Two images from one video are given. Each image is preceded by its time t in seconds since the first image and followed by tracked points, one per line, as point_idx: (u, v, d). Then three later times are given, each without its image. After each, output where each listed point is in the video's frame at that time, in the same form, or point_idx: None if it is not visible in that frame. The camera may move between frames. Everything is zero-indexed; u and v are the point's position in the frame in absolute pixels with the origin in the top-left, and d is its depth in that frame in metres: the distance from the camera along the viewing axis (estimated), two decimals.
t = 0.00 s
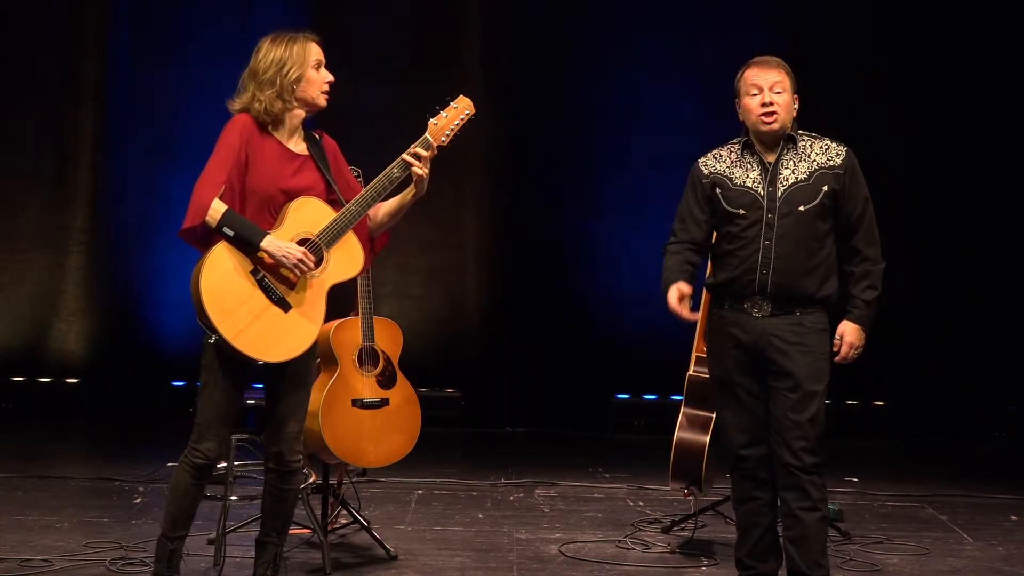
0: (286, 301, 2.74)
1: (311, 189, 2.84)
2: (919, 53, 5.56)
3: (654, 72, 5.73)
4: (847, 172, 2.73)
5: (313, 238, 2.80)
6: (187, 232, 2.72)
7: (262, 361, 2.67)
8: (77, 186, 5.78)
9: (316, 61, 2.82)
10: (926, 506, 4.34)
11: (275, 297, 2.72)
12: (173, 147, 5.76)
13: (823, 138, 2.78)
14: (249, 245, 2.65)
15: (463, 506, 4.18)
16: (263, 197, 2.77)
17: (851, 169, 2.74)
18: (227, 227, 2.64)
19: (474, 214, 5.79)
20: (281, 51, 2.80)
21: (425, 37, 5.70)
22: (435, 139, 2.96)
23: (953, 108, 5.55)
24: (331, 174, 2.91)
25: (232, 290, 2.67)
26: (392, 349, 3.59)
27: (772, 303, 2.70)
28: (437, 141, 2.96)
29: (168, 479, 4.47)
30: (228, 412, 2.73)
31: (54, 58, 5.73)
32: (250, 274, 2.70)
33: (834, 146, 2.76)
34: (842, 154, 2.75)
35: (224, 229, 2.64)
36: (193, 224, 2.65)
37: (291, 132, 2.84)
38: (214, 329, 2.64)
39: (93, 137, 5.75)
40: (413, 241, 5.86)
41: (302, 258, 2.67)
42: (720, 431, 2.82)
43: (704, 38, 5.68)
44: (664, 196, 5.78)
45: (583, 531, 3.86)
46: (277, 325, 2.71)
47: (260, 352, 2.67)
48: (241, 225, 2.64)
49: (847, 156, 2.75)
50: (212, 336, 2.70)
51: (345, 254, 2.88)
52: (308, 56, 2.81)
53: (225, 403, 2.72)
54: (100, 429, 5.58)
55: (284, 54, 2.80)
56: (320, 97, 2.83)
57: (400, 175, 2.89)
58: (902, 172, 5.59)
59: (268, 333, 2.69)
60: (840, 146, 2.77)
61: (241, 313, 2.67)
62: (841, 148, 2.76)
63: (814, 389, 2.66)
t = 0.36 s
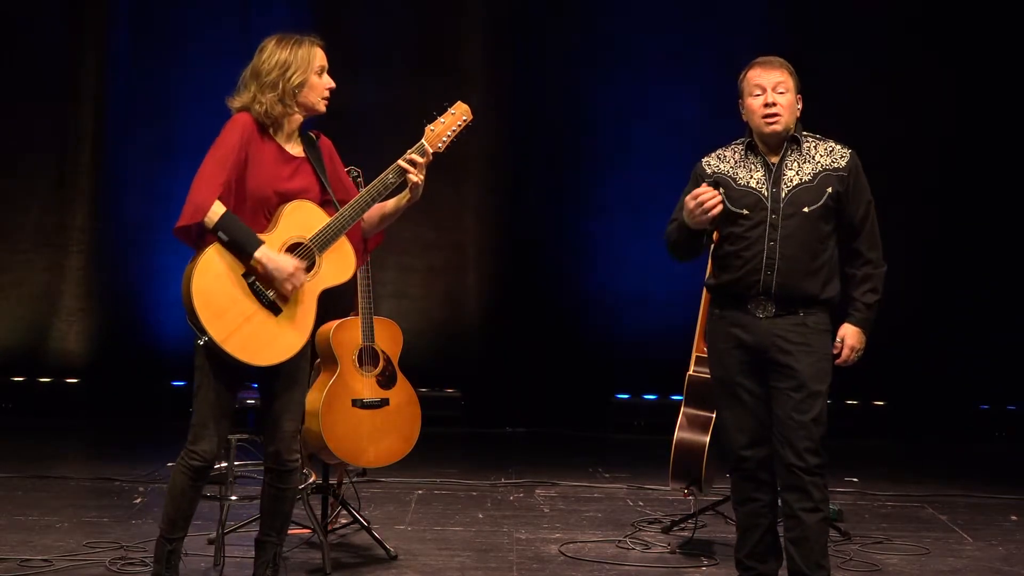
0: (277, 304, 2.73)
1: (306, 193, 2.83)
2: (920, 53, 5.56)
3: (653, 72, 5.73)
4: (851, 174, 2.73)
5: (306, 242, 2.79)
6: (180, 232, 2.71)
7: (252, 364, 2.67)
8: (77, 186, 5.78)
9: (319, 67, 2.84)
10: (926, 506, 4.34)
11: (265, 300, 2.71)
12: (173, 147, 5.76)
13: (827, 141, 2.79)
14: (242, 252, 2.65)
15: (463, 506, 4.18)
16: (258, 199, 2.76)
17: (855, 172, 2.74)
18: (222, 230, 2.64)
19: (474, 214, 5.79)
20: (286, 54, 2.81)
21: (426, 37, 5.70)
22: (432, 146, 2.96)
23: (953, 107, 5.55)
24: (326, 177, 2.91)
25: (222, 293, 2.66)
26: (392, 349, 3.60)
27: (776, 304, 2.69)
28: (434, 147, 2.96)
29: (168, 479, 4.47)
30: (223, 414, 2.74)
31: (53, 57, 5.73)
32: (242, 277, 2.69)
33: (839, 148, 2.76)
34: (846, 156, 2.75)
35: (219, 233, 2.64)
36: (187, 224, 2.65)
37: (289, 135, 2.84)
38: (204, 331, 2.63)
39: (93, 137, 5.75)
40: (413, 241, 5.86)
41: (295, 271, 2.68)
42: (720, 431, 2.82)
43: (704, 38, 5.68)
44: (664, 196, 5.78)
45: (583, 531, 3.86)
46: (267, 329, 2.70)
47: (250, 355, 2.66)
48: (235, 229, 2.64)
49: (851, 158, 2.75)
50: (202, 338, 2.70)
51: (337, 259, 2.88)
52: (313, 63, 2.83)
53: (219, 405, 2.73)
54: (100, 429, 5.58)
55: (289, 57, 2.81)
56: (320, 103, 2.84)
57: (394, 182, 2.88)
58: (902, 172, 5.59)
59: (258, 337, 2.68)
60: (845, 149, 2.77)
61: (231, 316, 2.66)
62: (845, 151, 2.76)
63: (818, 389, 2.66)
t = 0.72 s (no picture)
0: (266, 320, 2.74)
1: (302, 212, 2.85)
2: (920, 52, 5.56)
3: (653, 72, 5.72)
4: (854, 174, 2.72)
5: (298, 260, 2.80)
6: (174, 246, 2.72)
7: (238, 379, 2.68)
8: (76, 186, 5.78)
9: (335, 94, 2.82)
10: (926, 506, 4.35)
11: (254, 315, 2.72)
12: (172, 147, 5.76)
13: (830, 141, 2.77)
14: (240, 257, 2.68)
15: (462, 506, 4.18)
16: (253, 217, 2.77)
17: (858, 172, 2.73)
18: (218, 238, 2.66)
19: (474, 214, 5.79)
20: (307, 79, 2.78)
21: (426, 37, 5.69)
22: (430, 169, 2.97)
23: (953, 107, 5.55)
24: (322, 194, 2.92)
25: (212, 306, 2.67)
26: (392, 349, 3.59)
27: (778, 304, 2.70)
28: (431, 170, 2.98)
29: (169, 479, 4.47)
30: (238, 430, 2.75)
31: (53, 56, 5.73)
32: (231, 290, 2.71)
33: (842, 149, 2.75)
34: (849, 157, 2.73)
35: (214, 241, 2.66)
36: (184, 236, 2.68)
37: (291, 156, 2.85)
38: (191, 344, 2.65)
39: (93, 137, 5.75)
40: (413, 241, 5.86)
41: (293, 252, 2.72)
42: (721, 432, 2.82)
43: (704, 38, 5.68)
44: (664, 197, 5.78)
45: (583, 531, 3.86)
46: (255, 343, 2.71)
47: (236, 370, 2.67)
48: (230, 236, 2.67)
49: (854, 159, 2.74)
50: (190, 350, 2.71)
51: (329, 278, 2.88)
52: (331, 89, 2.80)
53: (235, 427, 2.75)
54: (99, 429, 5.58)
55: (309, 81, 2.78)
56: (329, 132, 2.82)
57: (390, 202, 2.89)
58: (902, 172, 5.59)
59: (245, 351, 2.70)
60: (848, 150, 2.75)
61: (219, 329, 2.67)
62: (848, 152, 2.74)
63: (819, 390, 2.66)
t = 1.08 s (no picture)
0: (266, 327, 2.74)
1: (295, 223, 2.85)
2: (920, 52, 5.56)
3: (653, 72, 5.72)
4: (853, 175, 2.72)
5: (295, 267, 2.80)
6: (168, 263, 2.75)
7: (242, 388, 2.68)
8: (76, 186, 5.78)
9: (320, 104, 2.83)
10: (926, 505, 4.35)
11: (254, 324, 2.73)
12: (172, 147, 5.76)
13: (829, 141, 2.77)
14: (230, 276, 2.68)
15: (462, 506, 4.18)
16: (246, 230, 2.78)
17: (857, 173, 2.73)
18: (206, 257, 2.67)
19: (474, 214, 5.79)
20: (289, 92, 2.80)
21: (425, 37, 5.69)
22: (421, 171, 2.96)
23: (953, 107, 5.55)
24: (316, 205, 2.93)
25: (210, 318, 2.68)
26: (392, 349, 3.59)
27: (778, 304, 2.69)
28: (423, 173, 2.96)
29: (169, 479, 4.47)
30: (247, 435, 2.75)
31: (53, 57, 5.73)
32: (230, 301, 2.71)
33: (840, 149, 2.74)
34: (848, 157, 2.73)
35: (203, 260, 2.67)
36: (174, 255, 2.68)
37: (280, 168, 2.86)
38: (193, 356, 2.66)
39: (93, 137, 5.75)
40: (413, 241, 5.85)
41: (280, 288, 2.70)
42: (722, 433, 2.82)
43: (704, 38, 5.68)
44: (663, 197, 5.77)
45: (583, 531, 3.86)
46: (257, 351, 2.71)
47: (239, 379, 2.68)
48: (220, 255, 2.67)
49: (853, 159, 2.73)
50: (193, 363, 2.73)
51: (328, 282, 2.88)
52: (315, 100, 2.82)
53: (248, 445, 2.74)
54: (99, 429, 5.58)
55: (292, 94, 2.80)
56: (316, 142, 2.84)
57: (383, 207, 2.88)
58: (902, 172, 5.58)
59: (248, 360, 2.70)
60: (847, 150, 2.75)
61: (220, 340, 2.68)
62: (847, 152, 2.74)
63: (820, 391, 2.66)
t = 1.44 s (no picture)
0: (263, 327, 2.74)
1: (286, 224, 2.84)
2: (919, 53, 5.56)
3: (652, 72, 5.72)
4: (853, 175, 2.72)
5: (288, 265, 2.80)
6: (159, 271, 2.75)
7: (243, 388, 2.67)
8: (76, 186, 5.78)
9: (299, 101, 2.83)
10: (926, 506, 4.35)
11: (250, 324, 2.73)
12: (172, 147, 5.76)
13: (830, 141, 2.77)
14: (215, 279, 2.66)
15: (462, 506, 4.18)
16: (235, 233, 2.78)
17: (857, 173, 2.73)
18: (191, 261, 2.65)
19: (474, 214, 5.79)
20: (266, 91, 2.80)
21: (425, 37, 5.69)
22: (410, 165, 2.95)
23: (953, 107, 5.55)
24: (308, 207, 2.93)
25: (205, 321, 2.69)
26: (392, 349, 3.59)
27: (778, 305, 2.70)
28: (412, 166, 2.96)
29: (169, 479, 4.47)
30: (244, 435, 2.74)
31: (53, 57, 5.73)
32: (223, 304, 2.72)
33: (841, 149, 2.74)
34: (848, 158, 2.73)
35: (190, 265, 2.66)
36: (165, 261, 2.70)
37: (266, 168, 2.87)
38: (191, 360, 2.66)
39: (92, 137, 5.75)
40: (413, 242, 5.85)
41: (269, 289, 2.69)
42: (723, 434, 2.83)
43: (703, 38, 5.68)
44: (663, 197, 5.77)
45: (583, 531, 3.86)
46: (255, 350, 2.71)
47: (238, 379, 2.67)
48: (204, 257, 2.65)
49: (854, 159, 2.73)
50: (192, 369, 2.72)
51: (322, 278, 2.87)
52: (292, 97, 2.81)
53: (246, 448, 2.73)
54: (99, 429, 5.58)
55: (269, 93, 2.80)
56: (299, 139, 2.84)
57: (376, 200, 2.89)
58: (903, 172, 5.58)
59: (246, 359, 2.69)
60: (847, 150, 2.75)
61: (216, 342, 2.68)
62: (848, 152, 2.74)
63: (820, 391, 2.66)
